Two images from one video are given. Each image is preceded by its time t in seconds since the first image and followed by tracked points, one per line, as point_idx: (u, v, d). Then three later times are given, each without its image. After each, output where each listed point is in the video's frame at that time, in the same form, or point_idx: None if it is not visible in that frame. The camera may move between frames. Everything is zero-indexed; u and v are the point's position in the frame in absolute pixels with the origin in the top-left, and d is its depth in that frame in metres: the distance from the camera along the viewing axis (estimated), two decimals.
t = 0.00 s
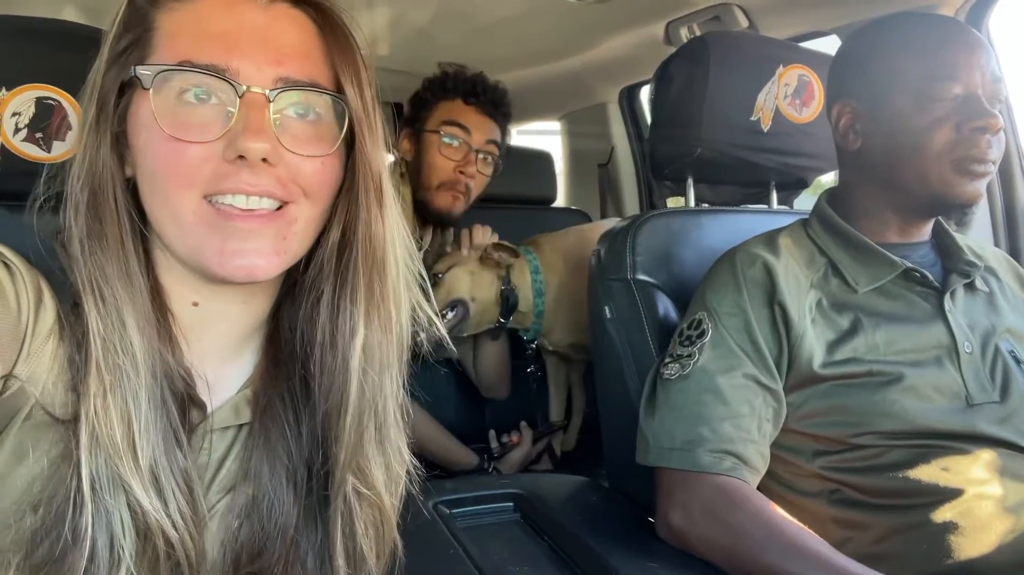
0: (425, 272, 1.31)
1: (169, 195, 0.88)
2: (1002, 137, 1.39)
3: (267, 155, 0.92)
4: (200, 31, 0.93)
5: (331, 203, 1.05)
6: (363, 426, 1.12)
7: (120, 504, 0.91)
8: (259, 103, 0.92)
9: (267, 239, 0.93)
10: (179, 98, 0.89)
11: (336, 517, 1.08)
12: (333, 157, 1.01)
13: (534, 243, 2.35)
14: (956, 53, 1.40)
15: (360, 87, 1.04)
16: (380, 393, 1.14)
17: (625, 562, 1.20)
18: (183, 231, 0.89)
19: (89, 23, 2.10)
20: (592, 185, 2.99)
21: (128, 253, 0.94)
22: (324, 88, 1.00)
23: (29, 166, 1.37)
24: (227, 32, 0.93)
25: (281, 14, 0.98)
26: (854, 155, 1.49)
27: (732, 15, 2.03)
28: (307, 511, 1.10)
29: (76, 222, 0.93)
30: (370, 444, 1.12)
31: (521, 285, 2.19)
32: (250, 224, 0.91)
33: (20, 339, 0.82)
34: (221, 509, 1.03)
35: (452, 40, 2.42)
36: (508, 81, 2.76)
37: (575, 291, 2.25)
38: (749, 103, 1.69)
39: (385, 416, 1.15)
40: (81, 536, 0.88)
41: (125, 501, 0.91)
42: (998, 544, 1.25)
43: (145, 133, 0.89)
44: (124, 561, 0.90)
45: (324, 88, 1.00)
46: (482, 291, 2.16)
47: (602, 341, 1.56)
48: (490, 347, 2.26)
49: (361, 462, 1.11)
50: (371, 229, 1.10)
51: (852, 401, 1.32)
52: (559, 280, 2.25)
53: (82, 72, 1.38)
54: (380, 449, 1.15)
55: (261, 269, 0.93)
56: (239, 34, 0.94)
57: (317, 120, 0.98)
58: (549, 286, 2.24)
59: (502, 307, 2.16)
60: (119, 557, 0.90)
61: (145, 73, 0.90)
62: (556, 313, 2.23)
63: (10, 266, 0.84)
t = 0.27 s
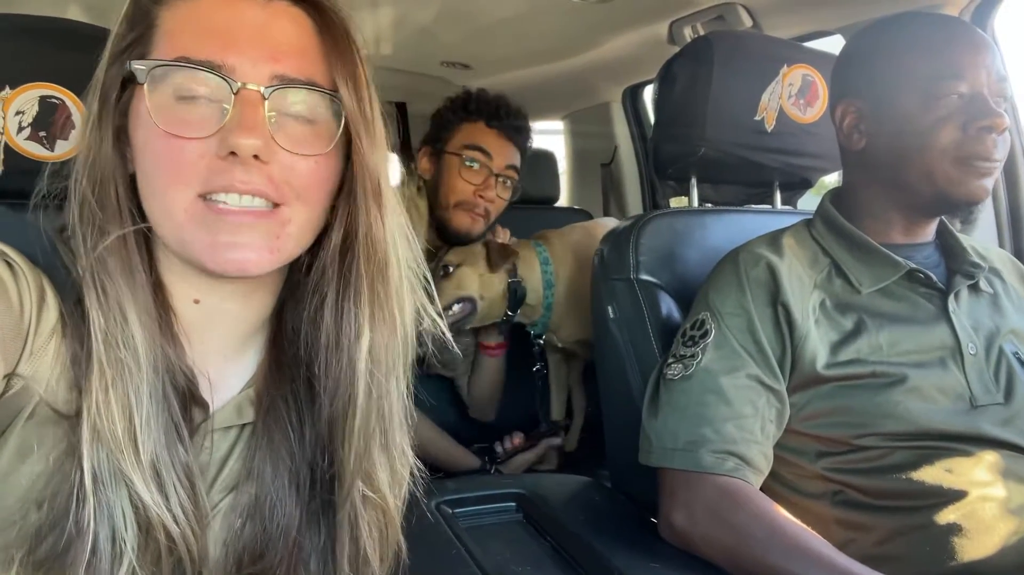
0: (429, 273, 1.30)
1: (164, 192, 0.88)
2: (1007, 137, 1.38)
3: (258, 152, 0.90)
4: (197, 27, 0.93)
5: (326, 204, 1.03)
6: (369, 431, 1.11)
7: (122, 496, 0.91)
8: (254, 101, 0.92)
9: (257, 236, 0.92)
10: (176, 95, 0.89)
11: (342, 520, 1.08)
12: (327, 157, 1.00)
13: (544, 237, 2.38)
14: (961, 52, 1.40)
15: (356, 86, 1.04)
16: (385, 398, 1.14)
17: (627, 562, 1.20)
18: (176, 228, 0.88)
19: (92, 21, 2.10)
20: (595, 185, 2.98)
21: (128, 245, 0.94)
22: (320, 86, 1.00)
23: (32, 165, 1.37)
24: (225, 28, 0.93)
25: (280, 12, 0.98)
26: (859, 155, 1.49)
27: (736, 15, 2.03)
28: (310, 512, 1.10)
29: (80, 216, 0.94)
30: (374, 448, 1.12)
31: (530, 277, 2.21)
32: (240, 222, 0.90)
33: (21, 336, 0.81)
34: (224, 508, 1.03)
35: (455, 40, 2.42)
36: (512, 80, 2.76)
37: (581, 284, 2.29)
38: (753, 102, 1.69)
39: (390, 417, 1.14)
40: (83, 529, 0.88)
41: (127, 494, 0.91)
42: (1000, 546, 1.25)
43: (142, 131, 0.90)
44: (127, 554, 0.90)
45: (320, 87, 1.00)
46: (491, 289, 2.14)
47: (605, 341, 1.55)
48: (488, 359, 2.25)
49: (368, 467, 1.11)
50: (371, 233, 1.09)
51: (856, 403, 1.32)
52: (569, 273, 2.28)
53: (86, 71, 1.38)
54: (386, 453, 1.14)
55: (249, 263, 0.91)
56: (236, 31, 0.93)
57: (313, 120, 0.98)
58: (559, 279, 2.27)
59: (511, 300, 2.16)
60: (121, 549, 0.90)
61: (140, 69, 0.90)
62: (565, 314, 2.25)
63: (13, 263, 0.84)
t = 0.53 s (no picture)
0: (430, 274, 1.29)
1: (159, 190, 0.88)
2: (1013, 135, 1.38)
3: (245, 150, 0.89)
4: (193, 23, 0.93)
5: (317, 204, 1.02)
6: (357, 434, 1.11)
7: (124, 487, 0.90)
8: (247, 98, 0.91)
9: (246, 236, 0.91)
10: (172, 93, 0.89)
11: (335, 524, 1.08)
12: (318, 156, 0.99)
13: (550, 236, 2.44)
14: (967, 49, 1.39)
15: (344, 85, 1.02)
16: (374, 403, 1.13)
17: (630, 561, 1.20)
18: (168, 228, 0.88)
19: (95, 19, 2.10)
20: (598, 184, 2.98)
21: (130, 239, 0.94)
22: (313, 83, 0.99)
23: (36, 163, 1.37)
24: (220, 24, 0.93)
25: (275, 7, 0.97)
26: (864, 153, 1.49)
27: (740, 12, 2.01)
28: (311, 514, 1.09)
29: (82, 209, 0.94)
30: (363, 453, 1.11)
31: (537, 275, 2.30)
32: (226, 223, 0.89)
33: (24, 332, 0.81)
34: (228, 504, 1.03)
35: (458, 37, 2.42)
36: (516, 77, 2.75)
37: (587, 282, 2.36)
38: (757, 100, 1.69)
39: (382, 422, 1.13)
40: (87, 520, 0.88)
41: (130, 486, 0.91)
42: (1005, 545, 1.25)
43: (139, 129, 0.90)
44: (131, 545, 0.90)
45: (313, 83, 0.99)
46: (496, 290, 2.26)
47: (608, 339, 1.55)
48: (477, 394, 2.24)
49: (357, 471, 1.10)
50: (357, 237, 1.08)
51: (859, 402, 1.32)
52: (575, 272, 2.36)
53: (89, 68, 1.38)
54: (377, 460, 1.13)
55: (237, 264, 0.90)
56: (231, 27, 0.93)
57: (306, 118, 0.97)
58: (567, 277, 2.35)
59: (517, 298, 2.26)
60: (125, 540, 0.90)
61: (133, 65, 0.91)
62: (571, 312, 2.32)
63: (16, 258, 0.83)
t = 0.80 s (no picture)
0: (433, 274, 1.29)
1: (162, 195, 0.88)
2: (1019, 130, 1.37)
3: (250, 156, 0.89)
4: (196, 26, 0.93)
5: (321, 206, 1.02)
6: (363, 434, 1.11)
7: (127, 488, 0.90)
8: (250, 103, 0.91)
9: (252, 242, 0.91)
10: (175, 96, 0.89)
11: (341, 525, 1.08)
12: (322, 160, 0.99)
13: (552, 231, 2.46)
14: (973, 45, 1.39)
15: (349, 89, 1.02)
16: (381, 404, 1.13)
17: (633, 559, 1.20)
18: (173, 233, 0.88)
19: (95, 18, 2.10)
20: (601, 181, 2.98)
21: (131, 242, 0.94)
22: (317, 86, 0.99)
23: (38, 163, 1.37)
24: (223, 27, 0.93)
25: (279, 11, 0.97)
26: (868, 148, 1.48)
27: (741, 8, 2.01)
28: (316, 513, 1.09)
29: (82, 210, 0.94)
30: (370, 450, 1.11)
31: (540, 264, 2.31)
32: (232, 228, 0.89)
33: (27, 335, 0.81)
34: (232, 503, 1.04)
35: (458, 34, 2.41)
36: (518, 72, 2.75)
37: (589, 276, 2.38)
38: (759, 96, 1.69)
39: (388, 420, 1.14)
40: (91, 522, 0.88)
41: (134, 487, 0.91)
42: (1007, 542, 1.25)
43: (141, 131, 0.90)
44: (135, 544, 0.90)
45: (317, 86, 0.99)
46: (494, 274, 2.26)
47: (610, 336, 1.55)
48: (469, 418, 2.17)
49: (363, 471, 1.10)
50: (362, 242, 1.09)
51: (861, 399, 1.32)
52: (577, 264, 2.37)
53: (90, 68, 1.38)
54: (385, 460, 1.14)
55: (243, 269, 0.91)
56: (234, 30, 0.93)
57: (309, 121, 0.98)
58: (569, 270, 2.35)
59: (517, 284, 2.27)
60: (129, 539, 0.90)
61: (135, 69, 0.91)
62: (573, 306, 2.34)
63: (19, 262, 0.83)
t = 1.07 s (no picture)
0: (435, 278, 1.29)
1: (166, 202, 0.87)
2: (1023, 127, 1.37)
3: (256, 163, 0.89)
4: (200, 32, 0.92)
5: (325, 212, 1.02)
6: (370, 438, 1.11)
7: (131, 494, 0.90)
8: (255, 111, 0.91)
9: (257, 248, 0.91)
10: (179, 104, 0.89)
11: (346, 529, 1.08)
12: (326, 166, 0.99)
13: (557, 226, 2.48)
14: (976, 41, 1.38)
15: (355, 95, 1.02)
16: (387, 408, 1.13)
17: (637, 560, 1.20)
18: (177, 240, 0.88)
19: (95, 19, 2.10)
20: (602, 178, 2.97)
21: (133, 249, 0.94)
22: (321, 93, 0.99)
23: (39, 166, 1.37)
24: (227, 34, 0.92)
25: (283, 18, 0.97)
26: (873, 145, 1.47)
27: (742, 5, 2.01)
28: (319, 515, 1.09)
29: (86, 218, 0.94)
30: (377, 454, 1.12)
31: (542, 258, 2.35)
32: (237, 234, 0.89)
33: (29, 342, 0.81)
34: (235, 508, 1.03)
35: (458, 32, 2.40)
36: (517, 70, 2.75)
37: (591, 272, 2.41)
38: (761, 93, 1.68)
39: (394, 425, 1.14)
40: (94, 528, 0.88)
41: (137, 493, 0.91)
42: (1011, 540, 1.24)
43: (144, 138, 0.89)
44: (138, 550, 0.90)
45: (321, 93, 0.99)
46: (493, 272, 2.33)
47: (612, 336, 1.55)
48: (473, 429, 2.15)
49: (370, 475, 1.10)
50: (370, 245, 1.09)
51: (865, 397, 1.31)
52: (580, 261, 2.40)
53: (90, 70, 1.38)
54: (392, 463, 1.14)
55: (248, 275, 0.90)
56: (238, 37, 0.92)
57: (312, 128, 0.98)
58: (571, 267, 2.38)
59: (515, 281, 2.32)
60: (132, 545, 0.90)
61: (140, 78, 0.90)
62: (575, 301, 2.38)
63: (20, 268, 0.83)
